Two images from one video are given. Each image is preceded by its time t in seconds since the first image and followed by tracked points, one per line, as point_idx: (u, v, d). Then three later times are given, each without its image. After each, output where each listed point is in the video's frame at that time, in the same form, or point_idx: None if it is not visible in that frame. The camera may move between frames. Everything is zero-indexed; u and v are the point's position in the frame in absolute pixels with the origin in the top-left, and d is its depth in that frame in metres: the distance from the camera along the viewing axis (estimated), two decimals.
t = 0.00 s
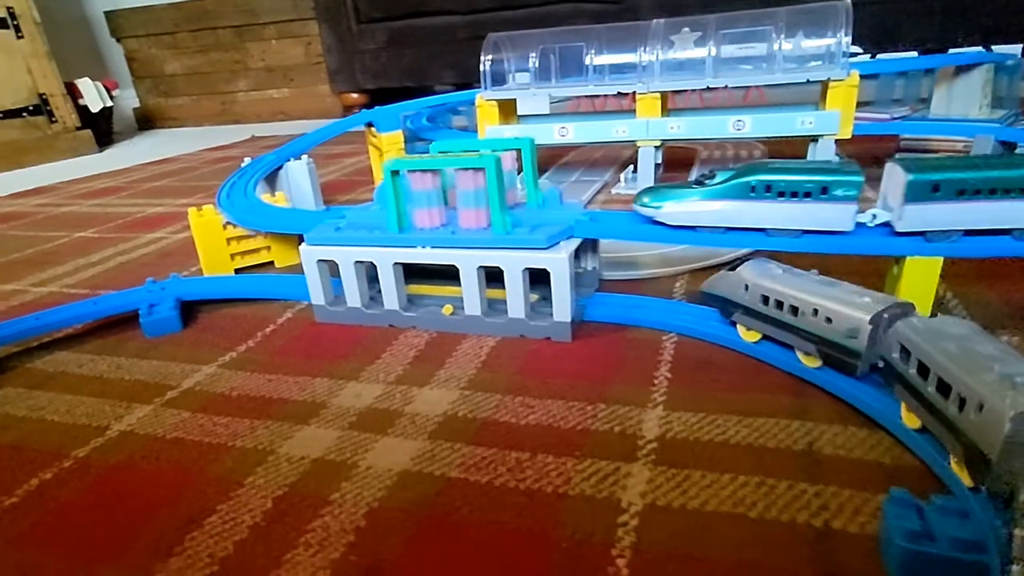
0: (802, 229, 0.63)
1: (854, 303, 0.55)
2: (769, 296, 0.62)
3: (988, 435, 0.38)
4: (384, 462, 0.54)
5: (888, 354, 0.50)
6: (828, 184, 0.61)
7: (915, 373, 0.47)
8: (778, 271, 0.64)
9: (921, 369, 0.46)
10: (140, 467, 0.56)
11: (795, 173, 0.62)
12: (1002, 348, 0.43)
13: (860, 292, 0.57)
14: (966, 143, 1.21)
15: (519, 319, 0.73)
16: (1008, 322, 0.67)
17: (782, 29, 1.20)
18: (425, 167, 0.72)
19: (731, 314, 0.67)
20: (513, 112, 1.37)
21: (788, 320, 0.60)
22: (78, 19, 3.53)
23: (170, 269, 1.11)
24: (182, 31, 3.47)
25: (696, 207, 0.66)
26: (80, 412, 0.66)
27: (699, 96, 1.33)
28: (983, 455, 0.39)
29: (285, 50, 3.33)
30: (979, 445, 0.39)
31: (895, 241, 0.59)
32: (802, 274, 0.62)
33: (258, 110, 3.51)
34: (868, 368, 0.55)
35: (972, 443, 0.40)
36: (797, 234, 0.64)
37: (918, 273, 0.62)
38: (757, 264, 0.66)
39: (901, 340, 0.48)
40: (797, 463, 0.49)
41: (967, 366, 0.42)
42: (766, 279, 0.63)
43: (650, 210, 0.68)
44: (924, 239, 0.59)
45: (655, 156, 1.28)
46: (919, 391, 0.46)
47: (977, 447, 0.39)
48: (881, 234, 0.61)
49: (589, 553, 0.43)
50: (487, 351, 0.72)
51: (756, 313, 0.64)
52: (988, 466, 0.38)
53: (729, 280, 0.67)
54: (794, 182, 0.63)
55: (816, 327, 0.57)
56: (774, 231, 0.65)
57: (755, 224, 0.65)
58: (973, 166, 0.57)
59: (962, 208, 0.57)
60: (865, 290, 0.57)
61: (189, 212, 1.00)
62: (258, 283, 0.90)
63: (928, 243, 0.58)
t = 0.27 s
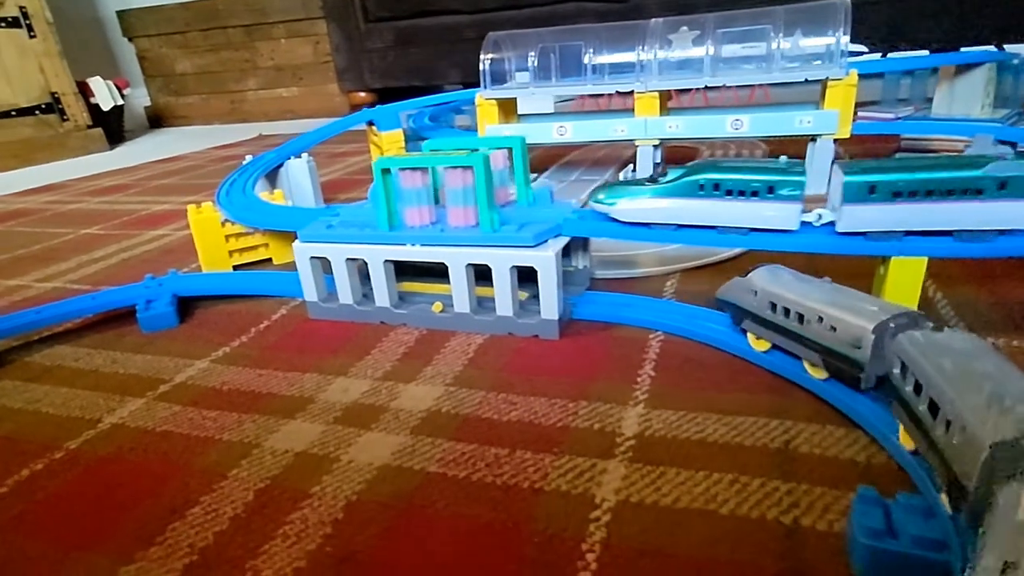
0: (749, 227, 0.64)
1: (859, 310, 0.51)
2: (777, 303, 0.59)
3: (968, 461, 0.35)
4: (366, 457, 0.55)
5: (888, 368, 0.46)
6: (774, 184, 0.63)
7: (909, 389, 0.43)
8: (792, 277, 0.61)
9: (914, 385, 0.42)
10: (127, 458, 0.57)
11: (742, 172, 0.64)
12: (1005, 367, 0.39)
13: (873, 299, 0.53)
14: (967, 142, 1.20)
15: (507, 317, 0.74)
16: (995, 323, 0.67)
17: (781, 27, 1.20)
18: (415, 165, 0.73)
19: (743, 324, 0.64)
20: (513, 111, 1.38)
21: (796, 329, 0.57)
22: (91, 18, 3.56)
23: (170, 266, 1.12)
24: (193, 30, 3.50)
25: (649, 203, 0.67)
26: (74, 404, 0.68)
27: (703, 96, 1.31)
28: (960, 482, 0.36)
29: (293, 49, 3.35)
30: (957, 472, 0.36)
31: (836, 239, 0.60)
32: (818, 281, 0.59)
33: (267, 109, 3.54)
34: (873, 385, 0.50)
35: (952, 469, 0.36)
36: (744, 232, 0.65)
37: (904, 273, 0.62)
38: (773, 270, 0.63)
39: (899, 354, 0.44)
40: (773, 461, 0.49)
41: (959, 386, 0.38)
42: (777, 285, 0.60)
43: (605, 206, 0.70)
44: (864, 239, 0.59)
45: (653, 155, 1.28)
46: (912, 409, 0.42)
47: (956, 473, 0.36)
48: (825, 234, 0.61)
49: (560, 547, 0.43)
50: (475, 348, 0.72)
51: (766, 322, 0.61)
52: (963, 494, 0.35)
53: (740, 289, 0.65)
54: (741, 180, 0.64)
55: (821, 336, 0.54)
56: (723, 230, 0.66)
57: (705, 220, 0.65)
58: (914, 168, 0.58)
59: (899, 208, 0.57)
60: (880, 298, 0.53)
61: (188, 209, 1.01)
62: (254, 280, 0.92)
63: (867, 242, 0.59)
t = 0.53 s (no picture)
0: (703, 226, 0.64)
1: (869, 325, 0.48)
2: (785, 313, 0.57)
3: (945, 490, 0.34)
4: (353, 457, 0.55)
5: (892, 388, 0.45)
6: (725, 183, 0.63)
7: (907, 410, 0.42)
8: (803, 286, 0.58)
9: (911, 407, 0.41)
10: (120, 456, 0.58)
11: (695, 172, 0.64)
12: (1009, 393, 0.37)
13: (887, 313, 0.50)
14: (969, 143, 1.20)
15: (499, 318, 0.74)
16: (988, 325, 0.66)
17: (781, 28, 1.20)
18: (407, 166, 0.74)
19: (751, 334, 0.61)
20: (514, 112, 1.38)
21: (804, 341, 0.55)
22: (100, 19, 3.59)
23: (171, 265, 1.13)
24: (201, 31, 3.53)
25: (606, 201, 0.68)
26: (70, 403, 0.68)
27: (706, 96, 1.30)
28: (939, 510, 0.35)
29: (300, 50, 3.37)
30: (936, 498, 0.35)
31: (782, 239, 0.61)
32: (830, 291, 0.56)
33: (274, 109, 3.56)
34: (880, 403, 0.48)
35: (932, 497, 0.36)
36: (700, 232, 0.65)
37: (893, 276, 0.62)
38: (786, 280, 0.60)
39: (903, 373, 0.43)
40: (756, 464, 0.49)
41: (948, 410, 0.37)
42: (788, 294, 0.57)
43: (564, 207, 0.71)
44: (812, 240, 0.60)
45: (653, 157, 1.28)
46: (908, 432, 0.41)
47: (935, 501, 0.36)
48: (775, 233, 0.62)
49: (540, 548, 0.44)
50: (467, 349, 0.73)
51: (774, 332, 0.58)
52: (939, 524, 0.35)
53: (748, 297, 0.62)
54: (693, 180, 0.64)
55: (828, 350, 0.52)
56: (681, 229, 0.66)
57: (659, 220, 0.66)
58: (862, 171, 0.58)
59: (843, 212, 0.58)
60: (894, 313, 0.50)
61: (188, 209, 1.02)
62: (252, 280, 0.92)
63: (813, 244, 0.59)
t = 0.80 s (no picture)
0: (658, 230, 0.66)
1: (867, 345, 0.47)
2: (789, 328, 0.55)
3: (907, 540, 0.35)
4: (341, 460, 0.56)
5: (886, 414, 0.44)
6: (676, 188, 0.65)
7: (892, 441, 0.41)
8: (812, 299, 0.56)
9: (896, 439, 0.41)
10: (114, 458, 0.59)
11: (647, 176, 0.66)
12: (998, 433, 0.37)
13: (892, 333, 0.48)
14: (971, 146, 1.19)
15: (491, 322, 0.75)
16: (979, 332, 0.66)
17: (781, 30, 1.19)
18: (400, 171, 0.74)
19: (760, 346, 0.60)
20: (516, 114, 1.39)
21: (805, 357, 0.53)
22: (111, 21, 3.63)
23: (173, 267, 1.14)
24: (210, 32, 3.55)
25: (563, 204, 0.71)
26: (69, 405, 0.70)
27: (711, 99, 1.31)
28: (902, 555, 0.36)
29: (308, 51, 3.39)
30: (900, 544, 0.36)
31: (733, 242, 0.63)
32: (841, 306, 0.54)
33: (282, 110, 3.58)
34: (876, 427, 0.47)
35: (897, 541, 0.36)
36: (654, 234, 0.67)
37: (883, 283, 0.62)
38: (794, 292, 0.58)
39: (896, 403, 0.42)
40: (739, 471, 0.50)
41: (925, 456, 0.36)
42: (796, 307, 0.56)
43: (523, 209, 0.73)
44: (761, 243, 0.63)
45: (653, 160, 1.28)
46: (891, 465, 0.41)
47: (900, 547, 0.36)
48: (726, 235, 0.65)
49: (519, 553, 0.44)
50: (459, 353, 0.73)
51: (779, 346, 0.57)
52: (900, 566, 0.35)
53: (757, 310, 0.60)
54: (646, 185, 0.66)
55: (826, 367, 0.50)
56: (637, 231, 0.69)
57: (615, 223, 0.68)
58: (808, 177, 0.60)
59: (792, 215, 0.60)
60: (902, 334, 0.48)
61: (189, 212, 1.03)
62: (250, 283, 0.93)
63: (759, 247, 0.62)
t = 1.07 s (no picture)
0: (614, 232, 0.68)
1: (864, 367, 0.46)
2: (791, 343, 0.54)
3: None
4: (330, 464, 0.56)
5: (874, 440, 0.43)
6: (631, 192, 0.66)
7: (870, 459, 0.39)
8: (819, 316, 0.55)
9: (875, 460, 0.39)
10: (108, 460, 0.60)
11: (605, 180, 0.67)
12: (977, 474, 0.33)
13: (897, 359, 0.47)
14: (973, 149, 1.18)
15: (484, 326, 0.75)
16: (970, 337, 0.66)
17: (779, 33, 1.19)
18: (395, 176, 0.75)
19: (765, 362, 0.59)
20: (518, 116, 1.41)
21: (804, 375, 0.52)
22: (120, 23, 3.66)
23: (175, 269, 1.16)
24: (218, 34, 3.58)
25: (523, 206, 0.73)
26: (67, 406, 0.71)
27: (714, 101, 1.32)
28: None
29: (314, 52, 3.41)
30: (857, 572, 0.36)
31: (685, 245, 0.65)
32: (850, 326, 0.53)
33: (289, 111, 3.60)
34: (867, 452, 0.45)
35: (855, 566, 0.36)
36: (612, 237, 0.69)
37: (873, 289, 0.62)
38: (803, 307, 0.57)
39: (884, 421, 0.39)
40: (722, 477, 0.50)
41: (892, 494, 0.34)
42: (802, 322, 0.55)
43: (486, 211, 0.75)
44: (714, 246, 0.63)
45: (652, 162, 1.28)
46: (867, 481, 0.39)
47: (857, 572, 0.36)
48: (678, 239, 0.66)
49: (500, 557, 0.45)
50: (452, 357, 0.74)
51: (781, 361, 0.56)
52: None
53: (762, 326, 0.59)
54: (603, 188, 0.68)
55: (822, 387, 0.49)
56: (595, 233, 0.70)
57: (574, 225, 0.70)
58: (757, 183, 0.61)
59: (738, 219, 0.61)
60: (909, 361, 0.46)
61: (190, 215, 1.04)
62: (249, 285, 0.94)
63: (711, 249, 0.63)
